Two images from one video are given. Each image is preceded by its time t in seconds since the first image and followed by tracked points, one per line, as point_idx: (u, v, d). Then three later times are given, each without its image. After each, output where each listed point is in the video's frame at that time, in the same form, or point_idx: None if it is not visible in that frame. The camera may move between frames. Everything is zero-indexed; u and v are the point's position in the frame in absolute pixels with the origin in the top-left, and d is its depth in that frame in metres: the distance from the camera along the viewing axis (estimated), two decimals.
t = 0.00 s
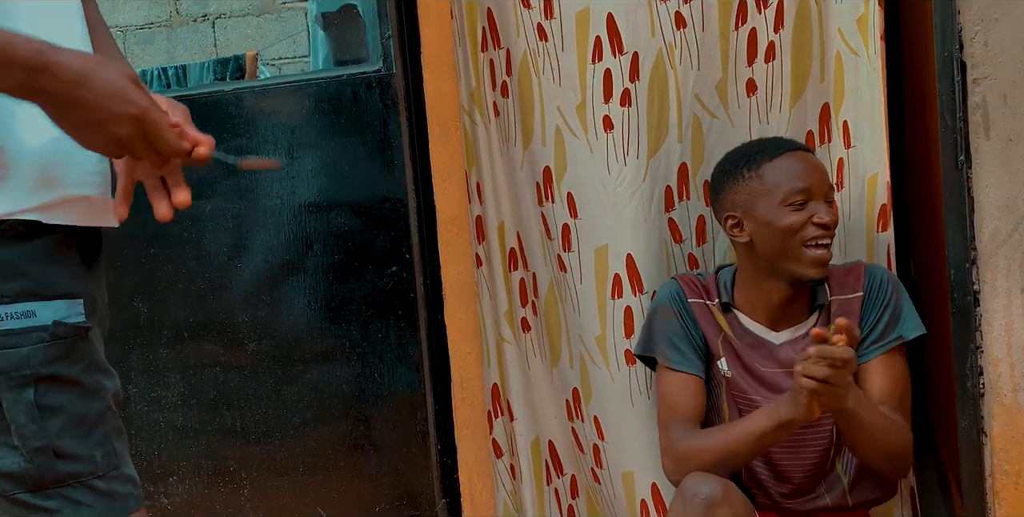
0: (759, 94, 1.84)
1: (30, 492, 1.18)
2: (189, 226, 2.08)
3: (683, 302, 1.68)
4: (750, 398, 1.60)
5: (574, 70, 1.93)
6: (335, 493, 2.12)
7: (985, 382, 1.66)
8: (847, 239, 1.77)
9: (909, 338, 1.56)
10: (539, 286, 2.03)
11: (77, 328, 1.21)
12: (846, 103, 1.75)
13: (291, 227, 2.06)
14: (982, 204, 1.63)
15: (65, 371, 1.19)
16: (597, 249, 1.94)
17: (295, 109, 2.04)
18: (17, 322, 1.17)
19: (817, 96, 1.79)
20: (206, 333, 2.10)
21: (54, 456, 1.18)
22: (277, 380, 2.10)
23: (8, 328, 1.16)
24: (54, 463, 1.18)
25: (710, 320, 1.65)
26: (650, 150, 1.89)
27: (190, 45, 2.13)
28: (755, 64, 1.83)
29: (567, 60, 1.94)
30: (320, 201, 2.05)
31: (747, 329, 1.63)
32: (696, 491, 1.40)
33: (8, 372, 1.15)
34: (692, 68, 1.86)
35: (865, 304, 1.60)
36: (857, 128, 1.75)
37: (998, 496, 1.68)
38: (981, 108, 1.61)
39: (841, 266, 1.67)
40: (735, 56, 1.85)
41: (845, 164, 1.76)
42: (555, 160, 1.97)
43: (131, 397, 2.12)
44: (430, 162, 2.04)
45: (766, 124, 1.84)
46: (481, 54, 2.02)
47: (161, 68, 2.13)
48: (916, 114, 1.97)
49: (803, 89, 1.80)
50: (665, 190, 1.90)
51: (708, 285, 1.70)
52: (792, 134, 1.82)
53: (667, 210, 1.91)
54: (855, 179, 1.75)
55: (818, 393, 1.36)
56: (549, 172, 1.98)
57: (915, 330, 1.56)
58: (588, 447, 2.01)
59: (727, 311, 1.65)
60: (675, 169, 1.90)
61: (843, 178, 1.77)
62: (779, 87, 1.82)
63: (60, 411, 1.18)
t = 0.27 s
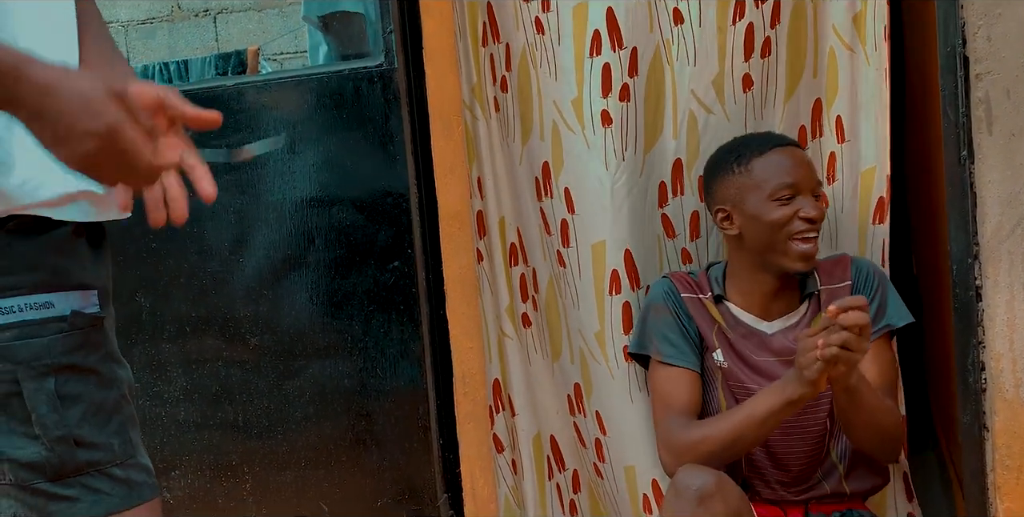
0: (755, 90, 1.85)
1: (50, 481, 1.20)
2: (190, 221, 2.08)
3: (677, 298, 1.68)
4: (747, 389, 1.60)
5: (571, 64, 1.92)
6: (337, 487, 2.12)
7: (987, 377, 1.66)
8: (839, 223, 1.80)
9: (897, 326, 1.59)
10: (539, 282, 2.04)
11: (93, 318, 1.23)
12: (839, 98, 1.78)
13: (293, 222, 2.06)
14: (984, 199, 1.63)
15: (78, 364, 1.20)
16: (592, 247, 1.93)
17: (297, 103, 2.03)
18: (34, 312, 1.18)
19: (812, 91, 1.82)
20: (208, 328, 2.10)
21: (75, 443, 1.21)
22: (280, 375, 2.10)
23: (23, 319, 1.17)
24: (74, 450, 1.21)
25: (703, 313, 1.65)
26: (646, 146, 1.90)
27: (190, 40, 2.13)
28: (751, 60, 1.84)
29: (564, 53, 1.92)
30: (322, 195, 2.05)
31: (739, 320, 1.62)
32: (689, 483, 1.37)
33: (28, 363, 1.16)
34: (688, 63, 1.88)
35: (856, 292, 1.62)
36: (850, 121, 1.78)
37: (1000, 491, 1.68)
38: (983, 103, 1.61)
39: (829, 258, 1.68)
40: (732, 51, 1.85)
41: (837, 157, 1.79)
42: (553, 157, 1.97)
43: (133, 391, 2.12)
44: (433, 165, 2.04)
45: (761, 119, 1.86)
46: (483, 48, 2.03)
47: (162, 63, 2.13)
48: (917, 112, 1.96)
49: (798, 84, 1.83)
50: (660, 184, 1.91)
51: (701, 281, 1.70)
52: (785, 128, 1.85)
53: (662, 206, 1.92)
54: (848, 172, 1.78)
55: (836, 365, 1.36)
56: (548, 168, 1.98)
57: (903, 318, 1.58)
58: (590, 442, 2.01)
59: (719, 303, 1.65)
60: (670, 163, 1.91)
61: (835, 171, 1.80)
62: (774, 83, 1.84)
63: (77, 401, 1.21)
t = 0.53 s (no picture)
0: (765, 86, 1.85)
1: (32, 480, 1.20)
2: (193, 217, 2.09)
3: (681, 290, 1.69)
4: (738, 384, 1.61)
5: (577, 60, 1.92)
6: (340, 483, 2.13)
7: (988, 374, 1.67)
8: (856, 226, 1.80)
9: (903, 331, 1.55)
10: (540, 279, 2.00)
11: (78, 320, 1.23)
12: (852, 95, 1.77)
13: (296, 219, 2.07)
14: (986, 196, 1.63)
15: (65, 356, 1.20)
16: (602, 240, 1.94)
17: (299, 100, 2.04)
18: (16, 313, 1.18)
19: (824, 86, 1.81)
20: (210, 324, 2.11)
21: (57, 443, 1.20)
22: (282, 371, 2.10)
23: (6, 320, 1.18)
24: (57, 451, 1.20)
25: (706, 307, 1.65)
26: (655, 141, 1.90)
27: (192, 36, 2.13)
28: (760, 56, 1.84)
29: (570, 49, 1.92)
30: (324, 192, 2.05)
31: (738, 315, 1.62)
32: (678, 466, 1.27)
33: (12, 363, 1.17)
34: (698, 60, 1.88)
35: (862, 295, 1.59)
36: (864, 117, 1.77)
37: (1000, 487, 1.69)
38: (985, 100, 1.61)
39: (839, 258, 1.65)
40: (740, 47, 1.86)
41: (852, 154, 1.78)
42: (558, 152, 1.94)
43: (135, 388, 2.13)
44: (434, 162, 2.01)
45: (772, 116, 1.85)
46: (483, 44, 1.98)
47: (164, 59, 2.12)
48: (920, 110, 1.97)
49: (809, 81, 1.82)
50: (671, 180, 1.91)
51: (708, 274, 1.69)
52: (798, 126, 1.83)
53: (674, 200, 1.92)
54: (864, 169, 1.77)
55: (797, 345, 1.35)
56: (552, 163, 1.95)
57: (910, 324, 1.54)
58: (589, 441, 2.00)
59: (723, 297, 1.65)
60: (681, 160, 1.91)
61: (850, 168, 1.79)
62: (785, 79, 1.83)
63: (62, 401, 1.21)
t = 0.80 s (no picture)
0: (781, 82, 1.79)
1: (26, 478, 1.09)
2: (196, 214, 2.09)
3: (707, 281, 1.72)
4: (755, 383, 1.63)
5: (592, 56, 1.92)
6: (342, 480, 2.13)
7: (992, 371, 1.66)
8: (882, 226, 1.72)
9: (926, 342, 1.46)
10: (554, 275, 2.00)
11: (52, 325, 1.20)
12: (871, 89, 1.70)
13: (298, 216, 2.06)
14: (989, 192, 1.62)
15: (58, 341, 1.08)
16: (620, 233, 1.95)
17: (301, 96, 2.04)
18: None
19: (842, 82, 1.73)
20: (213, 322, 2.11)
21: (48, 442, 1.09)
22: (285, 368, 2.11)
23: None
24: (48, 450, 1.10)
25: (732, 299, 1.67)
26: (672, 136, 1.89)
27: (194, 33, 2.13)
28: (775, 52, 1.79)
29: (584, 46, 1.93)
30: (326, 189, 2.05)
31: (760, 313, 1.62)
32: (706, 432, 1.33)
33: None
34: (712, 56, 1.84)
35: (885, 302, 1.52)
36: (885, 114, 1.69)
37: (1004, 485, 1.68)
38: (989, 96, 1.59)
39: (870, 262, 1.59)
40: (755, 41, 1.80)
41: (872, 152, 1.71)
42: (577, 148, 1.96)
43: (140, 384, 2.15)
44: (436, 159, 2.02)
45: (790, 112, 1.79)
46: (487, 40, 1.98)
47: (166, 57, 2.12)
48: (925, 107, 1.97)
49: (826, 77, 1.75)
50: (689, 176, 1.88)
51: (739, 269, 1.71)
52: (817, 123, 1.77)
53: (693, 196, 1.89)
54: (887, 166, 1.70)
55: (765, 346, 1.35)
56: (571, 159, 1.96)
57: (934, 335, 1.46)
58: (605, 434, 1.99)
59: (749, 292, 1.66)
60: (699, 156, 1.87)
61: (872, 165, 1.71)
62: (801, 74, 1.77)
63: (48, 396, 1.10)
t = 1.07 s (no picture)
0: (786, 79, 1.81)
1: (38, 473, 1.05)
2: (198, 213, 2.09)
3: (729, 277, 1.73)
4: (770, 388, 1.66)
5: (598, 58, 1.93)
6: (344, 478, 2.14)
7: (994, 370, 1.65)
8: (900, 227, 1.77)
9: (935, 376, 1.42)
10: (583, 265, 2.02)
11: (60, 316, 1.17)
12: (880, 87, 1.75)
13: (302, 214, 2.07)
14: (992, 191, 1.61)
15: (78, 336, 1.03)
16: (643, 226, 1.98)
17: (304, 95, 2.04)
18: None
19: (850, 78, 1.77)
20: (215, 321, 2.11)
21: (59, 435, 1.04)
22: (287, 366, 2.11)
23: None
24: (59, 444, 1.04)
25: (751, 300, 1.67)
26: (677, 133, 1.91)
27: (196, 32, 2.13)
28: (779, 49, 1.81)
29: (590, 46, 1.93)
30: (329, 188, 2.05)
31: (779, 320, 1.62)
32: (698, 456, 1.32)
33: None
34: (717, 53, 1.86)
35: (895, 327, 1.48)
36: (895, 112, 1.74)
37: (1005, 484, 1.67)
38: (992, 95, 1.59)
39: (889, 278, 1.55)
40: (758, 40, 1.82)
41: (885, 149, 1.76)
42: (599, 141, 1.96)
43: (143, 383, 2.15)
44: (438, 157, 2.02)
45: (797, 109, 1.82)
46: (504, 39, 1.98)
47: (168, 56, 2.13)
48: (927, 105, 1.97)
49: (833, 73, 1.78)
50: (695, 173, 1.91)
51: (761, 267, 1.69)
52: (824, 121, 1.81)
53: (700, 193, 1.92)
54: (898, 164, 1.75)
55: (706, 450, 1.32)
56: (594, 151, 1.97)
57: (944, 370, 1.41)
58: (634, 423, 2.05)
59: (768, 296, 1.64)
60: (704, 153, 1.90)
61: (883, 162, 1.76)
62: (807, 73, 1.80)
63: (59, 392, 1.04)
